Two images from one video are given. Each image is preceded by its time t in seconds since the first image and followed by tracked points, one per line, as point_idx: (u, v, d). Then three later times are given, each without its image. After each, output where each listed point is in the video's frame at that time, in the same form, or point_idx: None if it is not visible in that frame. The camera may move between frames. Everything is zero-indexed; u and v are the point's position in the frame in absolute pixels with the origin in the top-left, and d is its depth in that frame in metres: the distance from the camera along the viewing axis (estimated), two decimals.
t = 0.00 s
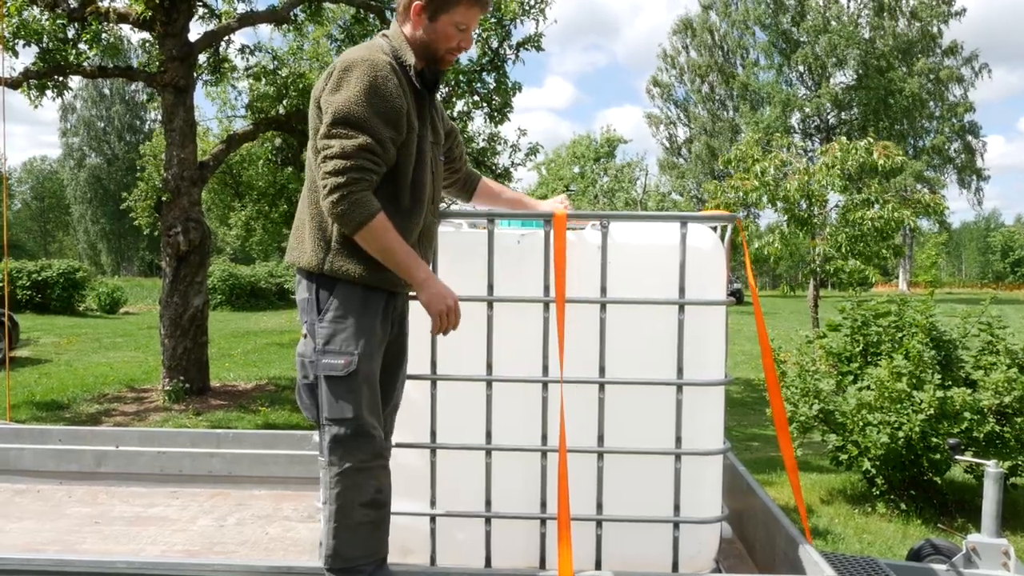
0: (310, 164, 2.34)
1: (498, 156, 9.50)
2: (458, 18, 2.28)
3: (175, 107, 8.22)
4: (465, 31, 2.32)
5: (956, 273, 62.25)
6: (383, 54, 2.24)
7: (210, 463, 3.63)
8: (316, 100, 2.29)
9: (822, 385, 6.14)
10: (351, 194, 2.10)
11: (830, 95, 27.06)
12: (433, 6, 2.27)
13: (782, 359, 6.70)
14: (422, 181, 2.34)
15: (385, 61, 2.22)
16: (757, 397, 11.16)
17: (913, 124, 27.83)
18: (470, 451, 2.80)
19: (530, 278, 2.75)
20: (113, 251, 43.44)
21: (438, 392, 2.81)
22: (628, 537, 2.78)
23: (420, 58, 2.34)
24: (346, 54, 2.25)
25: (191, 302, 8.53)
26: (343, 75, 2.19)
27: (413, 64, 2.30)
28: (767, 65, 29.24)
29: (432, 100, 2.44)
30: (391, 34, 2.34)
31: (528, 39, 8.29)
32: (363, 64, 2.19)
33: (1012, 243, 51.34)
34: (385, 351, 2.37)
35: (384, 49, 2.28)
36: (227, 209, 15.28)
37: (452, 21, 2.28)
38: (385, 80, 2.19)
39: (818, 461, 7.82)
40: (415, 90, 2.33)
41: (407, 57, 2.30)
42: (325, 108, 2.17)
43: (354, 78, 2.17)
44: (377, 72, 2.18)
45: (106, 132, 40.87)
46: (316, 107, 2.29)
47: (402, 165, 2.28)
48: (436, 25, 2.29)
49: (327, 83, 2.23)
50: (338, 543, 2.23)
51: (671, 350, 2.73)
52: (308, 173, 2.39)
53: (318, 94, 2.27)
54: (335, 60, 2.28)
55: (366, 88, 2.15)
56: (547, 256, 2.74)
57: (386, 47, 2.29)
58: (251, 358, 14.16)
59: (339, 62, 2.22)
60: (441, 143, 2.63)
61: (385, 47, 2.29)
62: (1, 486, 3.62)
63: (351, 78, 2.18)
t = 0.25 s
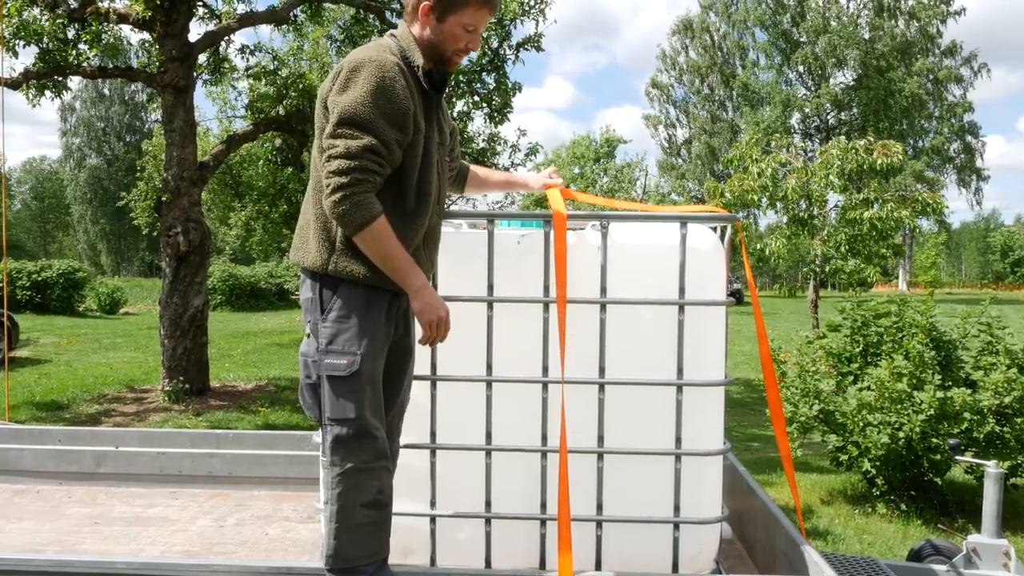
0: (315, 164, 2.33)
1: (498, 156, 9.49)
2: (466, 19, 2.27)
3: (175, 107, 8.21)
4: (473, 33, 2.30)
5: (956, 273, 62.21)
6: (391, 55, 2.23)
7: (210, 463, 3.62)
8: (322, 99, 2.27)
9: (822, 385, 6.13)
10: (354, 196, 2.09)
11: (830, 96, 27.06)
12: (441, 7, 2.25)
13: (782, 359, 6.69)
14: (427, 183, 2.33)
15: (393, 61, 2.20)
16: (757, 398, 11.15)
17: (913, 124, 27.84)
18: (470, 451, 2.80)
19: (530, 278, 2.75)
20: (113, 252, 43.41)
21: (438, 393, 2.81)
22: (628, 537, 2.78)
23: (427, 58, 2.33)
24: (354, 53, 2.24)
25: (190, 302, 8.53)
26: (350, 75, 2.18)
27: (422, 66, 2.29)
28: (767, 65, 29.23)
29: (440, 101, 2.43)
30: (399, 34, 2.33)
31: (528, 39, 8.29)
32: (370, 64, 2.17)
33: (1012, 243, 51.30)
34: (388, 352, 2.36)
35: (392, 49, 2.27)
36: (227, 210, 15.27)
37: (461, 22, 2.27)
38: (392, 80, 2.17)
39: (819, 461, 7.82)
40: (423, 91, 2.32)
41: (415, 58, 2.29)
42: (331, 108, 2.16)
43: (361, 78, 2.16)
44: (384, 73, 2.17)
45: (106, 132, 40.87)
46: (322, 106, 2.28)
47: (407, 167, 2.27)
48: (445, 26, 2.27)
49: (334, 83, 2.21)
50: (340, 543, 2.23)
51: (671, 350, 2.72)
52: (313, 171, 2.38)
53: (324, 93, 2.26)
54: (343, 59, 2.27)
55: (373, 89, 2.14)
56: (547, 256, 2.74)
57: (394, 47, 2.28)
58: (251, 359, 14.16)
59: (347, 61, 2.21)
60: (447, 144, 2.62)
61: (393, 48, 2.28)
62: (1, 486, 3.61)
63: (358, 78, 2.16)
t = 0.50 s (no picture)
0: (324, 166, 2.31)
1: (498, 158, 9.49)
2: (477, 24, 2.25)
3: (175, 109, 8.21)
4: (484, 38, 2.29)
5: (956, 275, 62.17)
6: (403, 59, 2.21)
7: (210, 465, 3.62)
8: (333, 103, 2.26)
9: (822, 387, 6.13)
10: (367, 203, 2.09)
11: (830, 98, 27.06)
12: (452, 12, 2.24)
13: (782, 361, 6.68)
14: (436, 189, 2.33)
15: (406, 66, 2.19)
16: (757, 400, 11.14)
17: (913, 126, 27.84)
18: (470, 454, 2.79)
19: (531, 280, 2.75)
20: (113, 254, 43.39)
21: (439, 395, 2.80)
22: (628, 540, 2.78)
23: (438, 62, 2.32)
24: (367, 58, 2.22)
25: (191, 305, 8.53)
26: (364, 80, 2.16)
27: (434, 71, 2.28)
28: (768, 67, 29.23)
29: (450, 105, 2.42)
30: (411, 38, 2.32)
31: (528, 41, 8.29)
32: (384, 70, 2.16)
33: (1012, 245, 51.28)
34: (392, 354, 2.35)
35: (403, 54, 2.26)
36: (227, 212, 15.27)
37: (471, 27, 2.25)
38: (406, 87, 2.16)
39: (819, 464, 7.81)
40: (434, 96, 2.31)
41: (426, 63, 2.28)
42: (345, 113, 2.15)
43: (375, 84, 2.15)
44: (398, 79, 2.16)
45: (106, 134, 40.87)
46: (333, 110, 2.27)
47: (418, 173, 2.27)
48: (456, 31, 2.26)
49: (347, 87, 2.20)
50: (342, 545, 2.24)
51: (671, 352, 2.72)
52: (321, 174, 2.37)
53: (336, 97, 2.25)
54: (355, 63, 2.25)
55: (387, 96, 2.13)
56: (547, 259, 2.74)
57: (407, 52, 2.26)
58: (251, 361, 14.16)
59: (360, 66, 2.19)
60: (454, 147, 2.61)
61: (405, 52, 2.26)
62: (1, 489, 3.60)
63: (372, 84, 2.15)
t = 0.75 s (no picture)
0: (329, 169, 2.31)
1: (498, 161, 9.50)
2: (485, 31, 2.23)
3: (176, 112, 8.22)
4: (492, 45, 2.27)
5: (956, 277, 62.16)
6: (410, 65, 2.21)
7: (210, 468, 3.61)
8: (339, 106, 2.26)
9: (823, 390, 6.12)
10: (373, 208, 2.09)
11: (830, 101, 27.08)
12: (462, 18, 2.22)
13: (782, 364, 6.68)
14: (441, 194, 2.33)
15: (412, 72, 2.19)
16: (757, 402, 11.14)
17: (913, 129, 27.87)
18: (471, 456, 2.79)
19: (530, 283, 2.75)
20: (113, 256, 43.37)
21: (439, 398, 2.80)
22: (628, 542, 2.78)
23: (446, 68, 2.30)
24: (374, 62, 2.22)
25: (191, 307, 8.52)
26: (371, 84, 2.17)
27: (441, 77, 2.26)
28: (768, 70, 29.26)
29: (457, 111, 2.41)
30: (419, 43, 2.31)
31: (528, 44, 8.31)
32: (391, 75, 2.16)
33: (1012, 248, 51.29)
34: (395, 356, 2.34)
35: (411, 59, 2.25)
36: (228, 214, 15.29)
37: (480, 34, 2.23)
38: (413, 93, 2.17)
39: (820, 466, 7.81)
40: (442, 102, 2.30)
41: (434, 68, 2.28)
42: (351, 118, 2.15)
43: (382, 89, 2.15)
44: (405, 84, 2.16)
45: (106, 137, 40.90)
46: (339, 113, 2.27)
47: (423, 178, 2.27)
48: (464, 37, 2.24)
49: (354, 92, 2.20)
50: (341, 548, 2.24)
51: (671, 355, 2.72)
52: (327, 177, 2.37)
53: (342, 101, 2.25)
54: (362, 67, 2.25)
55: (394, 101, 2.14)
56: (547, 261, 2.74)
57: (414, 57, 2.26)
58: (251, 364, 14.16)
59: (367, 70, 2.20)
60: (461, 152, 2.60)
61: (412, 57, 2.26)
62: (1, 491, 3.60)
63: (378, 88, 2.15)
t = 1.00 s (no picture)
0: (333, 172, 2.31)
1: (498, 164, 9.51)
2: (494, 40, 2.22)
3: (176, 115, 8.23)
4: (501, 54, 2.26)
5: (956, 280, 62.13)
6: (418, 72, 2.21)
7: (210, 471, 3.60)
8: (346, 110, 2.26)
9: (823, 393, 6.12)
10: (377, 216, 2.10)
11: (830, 104, 27.10)
12: (472, 25, 2.22)
13: (782, 367, 6.68)
14: (444, 202, 2.33)
15: (422, 80, 2.19)
16: (756, 405, 11.14)
17: (913, 132, 27.89)
18: (471, 459, 2.79)
19: (530, 286, 2.75)
20: (113, 259, 43.35)
21: (439, 401, 2.80)
22: (628, 545, 2.78)
23: (454, 75, 2.29)
24: (383, 68, 2.22)
25: (191, 310, 8.52)
26: (378, 90, 2.16)
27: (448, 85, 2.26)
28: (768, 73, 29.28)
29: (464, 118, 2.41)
30: (429, 50, 2.31)
31: (527, 48, 8.31)
32: (399, 82, 2.16)
33: (1012, 251, 51.30)
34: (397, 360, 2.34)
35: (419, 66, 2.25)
36: (228, 217, 15.29)
37: (488, 43, 2.22)
38: (420, 101, 2.17)
39: (820, 470, 7.81)
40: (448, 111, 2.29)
41: (443, 75, 2.27)
42: (358, 124, 2.15)
43: (389, 97, 2.15)
44: (413, 93, 2.16)
45: (106, 140, 40.92)
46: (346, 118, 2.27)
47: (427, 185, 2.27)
48: (473, 45, 2.23)
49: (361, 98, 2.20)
50: (343, 552, 2.24)
51: (671, 358, 2.73)
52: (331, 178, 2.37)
53: (349, 106, 2.25)
54: (371, 72, 2.25)
55: (401, 110, 2.13)
56: (547, 264, 2.74)
57: (423, 64, 2.26)
58: (252, 367, 14.15)
59: (375, 76, 2.19)
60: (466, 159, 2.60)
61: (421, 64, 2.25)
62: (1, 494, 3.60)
63: (387, 95, 2.15)
